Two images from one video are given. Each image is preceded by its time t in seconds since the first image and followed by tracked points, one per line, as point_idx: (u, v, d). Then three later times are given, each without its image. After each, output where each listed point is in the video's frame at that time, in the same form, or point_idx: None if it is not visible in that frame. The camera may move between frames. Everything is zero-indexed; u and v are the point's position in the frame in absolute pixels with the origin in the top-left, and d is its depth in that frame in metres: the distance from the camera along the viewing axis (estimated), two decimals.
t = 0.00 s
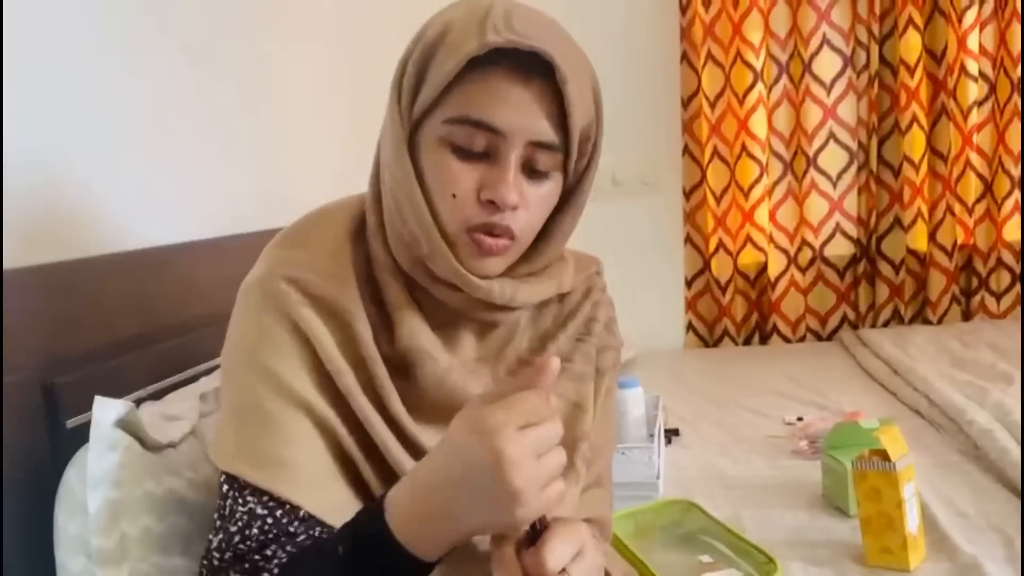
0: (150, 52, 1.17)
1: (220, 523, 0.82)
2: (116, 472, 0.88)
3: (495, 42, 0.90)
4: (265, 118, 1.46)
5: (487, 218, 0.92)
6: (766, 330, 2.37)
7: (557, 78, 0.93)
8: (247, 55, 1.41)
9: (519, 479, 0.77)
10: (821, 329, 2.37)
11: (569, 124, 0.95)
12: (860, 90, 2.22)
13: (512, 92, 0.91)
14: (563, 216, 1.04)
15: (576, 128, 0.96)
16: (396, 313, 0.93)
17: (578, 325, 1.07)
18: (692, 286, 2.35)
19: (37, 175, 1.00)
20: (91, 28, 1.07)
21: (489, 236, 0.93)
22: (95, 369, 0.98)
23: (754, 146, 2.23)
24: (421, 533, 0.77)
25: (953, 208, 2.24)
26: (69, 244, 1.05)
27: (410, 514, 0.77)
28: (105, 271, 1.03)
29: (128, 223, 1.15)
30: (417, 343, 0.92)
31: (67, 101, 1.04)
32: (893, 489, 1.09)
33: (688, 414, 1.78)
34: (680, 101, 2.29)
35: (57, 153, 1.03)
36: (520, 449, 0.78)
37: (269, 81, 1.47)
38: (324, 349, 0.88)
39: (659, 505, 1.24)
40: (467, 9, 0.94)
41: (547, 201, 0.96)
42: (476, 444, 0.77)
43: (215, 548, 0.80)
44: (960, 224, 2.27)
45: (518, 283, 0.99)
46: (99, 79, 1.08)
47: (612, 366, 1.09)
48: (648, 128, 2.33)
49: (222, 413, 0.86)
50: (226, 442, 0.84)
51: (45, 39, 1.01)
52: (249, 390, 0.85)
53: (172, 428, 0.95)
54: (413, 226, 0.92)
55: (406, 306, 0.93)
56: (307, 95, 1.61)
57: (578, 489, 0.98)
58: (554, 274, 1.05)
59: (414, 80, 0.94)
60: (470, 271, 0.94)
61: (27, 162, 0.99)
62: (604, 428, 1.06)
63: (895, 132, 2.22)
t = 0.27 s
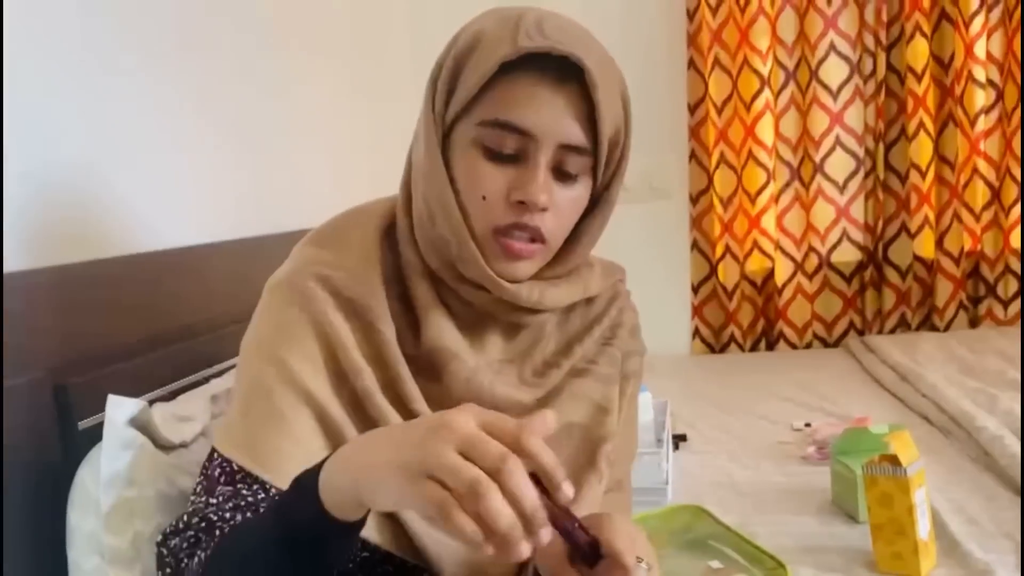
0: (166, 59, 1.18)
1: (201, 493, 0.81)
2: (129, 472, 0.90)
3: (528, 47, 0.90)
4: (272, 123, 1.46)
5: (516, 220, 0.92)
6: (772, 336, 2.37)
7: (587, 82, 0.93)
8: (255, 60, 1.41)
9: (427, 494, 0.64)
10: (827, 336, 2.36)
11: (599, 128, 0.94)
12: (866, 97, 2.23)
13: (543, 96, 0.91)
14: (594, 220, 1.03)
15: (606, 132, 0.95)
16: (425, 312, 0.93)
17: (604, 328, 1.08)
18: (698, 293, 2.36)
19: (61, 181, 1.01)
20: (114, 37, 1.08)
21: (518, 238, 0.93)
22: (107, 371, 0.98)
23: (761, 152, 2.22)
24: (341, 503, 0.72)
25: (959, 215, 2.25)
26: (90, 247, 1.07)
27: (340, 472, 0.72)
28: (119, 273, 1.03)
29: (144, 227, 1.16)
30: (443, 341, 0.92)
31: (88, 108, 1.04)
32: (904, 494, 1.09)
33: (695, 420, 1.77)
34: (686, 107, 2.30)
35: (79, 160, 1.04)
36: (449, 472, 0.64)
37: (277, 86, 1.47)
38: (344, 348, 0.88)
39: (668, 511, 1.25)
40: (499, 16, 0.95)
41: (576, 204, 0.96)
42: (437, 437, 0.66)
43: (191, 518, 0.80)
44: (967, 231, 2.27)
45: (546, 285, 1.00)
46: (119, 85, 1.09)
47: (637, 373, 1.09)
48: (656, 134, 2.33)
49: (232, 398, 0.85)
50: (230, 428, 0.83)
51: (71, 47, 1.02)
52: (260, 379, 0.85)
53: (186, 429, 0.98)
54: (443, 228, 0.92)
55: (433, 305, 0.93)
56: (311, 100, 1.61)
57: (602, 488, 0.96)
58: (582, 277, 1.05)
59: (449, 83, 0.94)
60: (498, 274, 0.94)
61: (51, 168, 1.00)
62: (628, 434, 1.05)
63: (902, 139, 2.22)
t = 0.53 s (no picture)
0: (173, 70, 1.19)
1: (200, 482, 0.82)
2: (133, 479, 0.90)
3: (521, 49, 0.91)
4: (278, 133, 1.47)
5: (511, 221, 0.92)
6: (775, 349, 2.37)
7: (581, 85, 0.93)
8: (261, 70, 1.42)
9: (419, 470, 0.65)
10: (829, 349, 2.36)
11: (595, 130, 0.94)
12: (869, 111, 2.23)
13: (539, 99, 0.91)
14: (599, 224, 1.03)
15: (603, 135, 0.95)
16: (431, 320, 0.93)
17: (612, 340, 1.07)
18: (701, 304, 2.33)
19: (64, 188, 1.02)
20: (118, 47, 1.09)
21: (515, 239, 0.93)
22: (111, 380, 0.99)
23: (764, 165, 2.24)
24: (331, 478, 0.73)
25: (962, 229, 2.25)
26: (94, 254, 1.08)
27: (328, 448, 0.72)
28: (125, 281, 1.04)
29: (146, 235, 1.17)
30: (451, 346, 0.92)
31: (94, 118, 1.05)
32: (908, 507, 1.08)
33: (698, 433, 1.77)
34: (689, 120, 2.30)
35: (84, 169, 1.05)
36: (445, 446, 0.65)
37: (282, 96, 1.48)
38: (354, 347, 0.88)
39: (672, 523, 1.25)
40: (498, 27, 0.95)
41: (576, 207, 0.96)
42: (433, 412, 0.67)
43: (186, 504, 0.81)
44: (970, 245, 2.27)
45: (548, 286, 0.99)
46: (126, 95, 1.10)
47: (644, 386, 1.09)
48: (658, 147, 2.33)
49: (237, 388, 0.85)
50: (235, 418, 0.83)
51: (77, 56, 1.03)
52: (267, 372, 0.85)
53: (189, 438, 0.98)
54: (447, 234, 0.93)
55: (439, 311, 0.93)
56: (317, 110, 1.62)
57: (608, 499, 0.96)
58: (586, 283, 1.05)
59: (450, 91, 0.94)
60: (496, 274, 0.94)
61: (54, 176, 1.01)
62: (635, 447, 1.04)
63: (905, 153, 2.24)
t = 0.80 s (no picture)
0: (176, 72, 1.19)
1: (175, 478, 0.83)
2: (122, 479, 0.90)
3: (505, 52, 0.90)
4: (274, 134, 1.47)
5: (501, 225, 0.91)
6: (771, 355, 2.36)
7: (568, 85, 0.92)
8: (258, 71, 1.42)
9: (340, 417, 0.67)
10: (826, 356, 2.36)
11: (585, 133, 0.93)
12: (868, 117, 2.23)
13: (526, 103, 0.90)
14: (593, 225, 1.02)
15: (592, 138, 0.94)
16: (421, 322, 0.93)
17: (607, 344, 1.06)
18: (697, 310, 2.36)
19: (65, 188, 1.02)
20: (121, 49, 1.09)
21: (506, 244, 0.93)
22: (101, 380, 0.98)
23: (761, 170, 2.23)
24: (254, 451, 0.73)
25: (959, 236, 2.25)
26: (92, 255, 1.08)
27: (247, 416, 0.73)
28: (120, 282, 1.03)
29: (140, 236, 1.15)
30: (443, 350, 0.92)
31: (86, 116, 1.04)
32: (901, 515, 1.08)
33: (694, 438, 1.77)
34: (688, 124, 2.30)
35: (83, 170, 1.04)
36: (359, 388, 0.66)
37: (278, 97, 1.48)
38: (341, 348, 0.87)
39: (668, 527, 1.24)
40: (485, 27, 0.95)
41: (568, 211, 0.95)
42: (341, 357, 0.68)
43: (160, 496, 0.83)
44: (967, 252, 2.26)
45: (539, 291, 0.99)
46: (129, 97, 1.10)
47: (639, 391, 1.07)
48: (656, 151, 2.33)
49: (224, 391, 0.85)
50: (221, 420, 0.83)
51: (80, 58, 1.03)
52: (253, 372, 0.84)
53: (179, 437, 0.98)
54: (436, 239, 0.92)
55: (430, 315, 0.93)
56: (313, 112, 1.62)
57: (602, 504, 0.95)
58: (578, 287, 1.05)
59: (438, 94, 0.95)
60: (488, 283, 0.93)
61: (55, 177, 1.01)
62: (629, 450, 1.04)
63: (902, 160, 2.22)
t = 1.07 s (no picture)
0: (173, 68, 1.20)
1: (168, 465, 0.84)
2: (122, 474, 0.91)
3: (501, 56, 0.91)
4: (273, 131, 1.48)
5: (494, 228, 0.91)
6: (766, 354, 2.38)
7: (563, 92, 0.92)
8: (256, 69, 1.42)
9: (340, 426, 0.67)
10: (820, 356, 2.37)
11: (579, 138, 0.93)
12: (864, 118, 2.24)
13: (521, 107, 0.91)
14: (587, 227, 1.02)
15: (586, 144, 0.94)
16: (414, 319, 0.94)
17: (597, 343, 1.08)
18: (692, 309, 2.36)
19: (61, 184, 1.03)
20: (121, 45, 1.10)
21: (499, 246, 0.93)
22: (99, 375, 0.99)
23: (758, 171, 2.24)
24: (253, 449, 0.74)
25: (953, 239, 2.25)
26: (93, 249, 1.08)
27: (250, 415, 0.74)
28: (117, 277, 1.04)
29: (137, 232, 1.16)
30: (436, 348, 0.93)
31: (84, 113, 1.05)
32: (889, 515, 1.09)
33: (687, 437, 1.78)
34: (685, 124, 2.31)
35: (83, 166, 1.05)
36: (359, 401, 0.66)
37: (275, 95, 1.49)
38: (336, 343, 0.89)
39: (660, 525, 1.25)
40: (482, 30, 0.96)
41: (561, 215, 0.95)
42: (344, 367, 0.68)
43: (150, 482, 0.84)
44: (961, 254, 2.28)
45: (531, 291, 1.00)
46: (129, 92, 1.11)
47: (627, 390, 1.10)
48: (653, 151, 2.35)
49: (218, 382, 0.86)
50: (215, 410, 0.84)
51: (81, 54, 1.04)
52: (247, 364, 0.85)
53: (177, 432, 0.98)
54: (430, 239, 0.93)
55: (423, 313, 0.95)
56: (311, 109, 1.63)
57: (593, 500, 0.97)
58: (569, 287, 1.06)
59: (434, 95, 0.95)
60: (481, 283, 0.94)
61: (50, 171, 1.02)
62: (619, 448, 1.05)
63: (898, 161, 2.24)
